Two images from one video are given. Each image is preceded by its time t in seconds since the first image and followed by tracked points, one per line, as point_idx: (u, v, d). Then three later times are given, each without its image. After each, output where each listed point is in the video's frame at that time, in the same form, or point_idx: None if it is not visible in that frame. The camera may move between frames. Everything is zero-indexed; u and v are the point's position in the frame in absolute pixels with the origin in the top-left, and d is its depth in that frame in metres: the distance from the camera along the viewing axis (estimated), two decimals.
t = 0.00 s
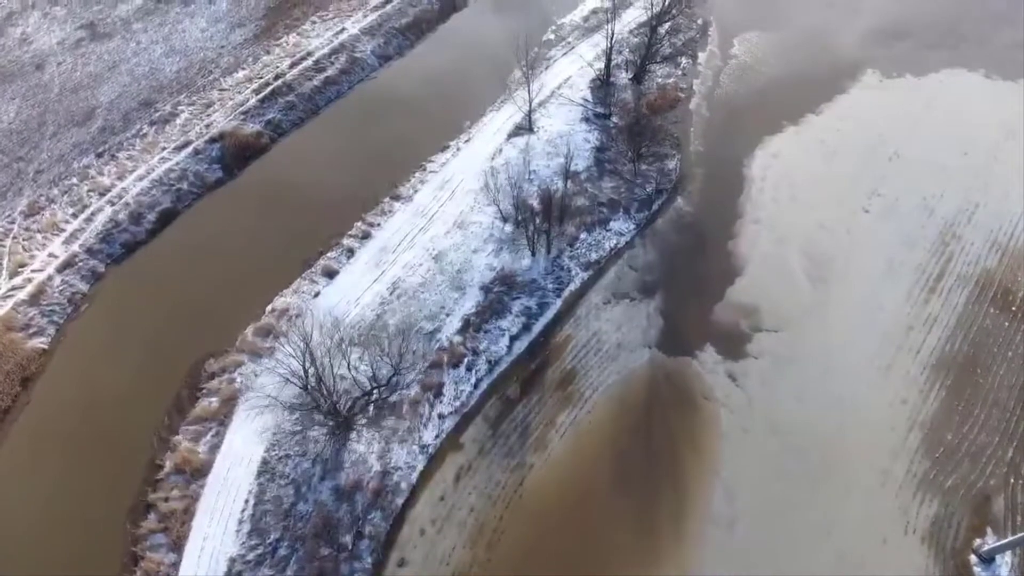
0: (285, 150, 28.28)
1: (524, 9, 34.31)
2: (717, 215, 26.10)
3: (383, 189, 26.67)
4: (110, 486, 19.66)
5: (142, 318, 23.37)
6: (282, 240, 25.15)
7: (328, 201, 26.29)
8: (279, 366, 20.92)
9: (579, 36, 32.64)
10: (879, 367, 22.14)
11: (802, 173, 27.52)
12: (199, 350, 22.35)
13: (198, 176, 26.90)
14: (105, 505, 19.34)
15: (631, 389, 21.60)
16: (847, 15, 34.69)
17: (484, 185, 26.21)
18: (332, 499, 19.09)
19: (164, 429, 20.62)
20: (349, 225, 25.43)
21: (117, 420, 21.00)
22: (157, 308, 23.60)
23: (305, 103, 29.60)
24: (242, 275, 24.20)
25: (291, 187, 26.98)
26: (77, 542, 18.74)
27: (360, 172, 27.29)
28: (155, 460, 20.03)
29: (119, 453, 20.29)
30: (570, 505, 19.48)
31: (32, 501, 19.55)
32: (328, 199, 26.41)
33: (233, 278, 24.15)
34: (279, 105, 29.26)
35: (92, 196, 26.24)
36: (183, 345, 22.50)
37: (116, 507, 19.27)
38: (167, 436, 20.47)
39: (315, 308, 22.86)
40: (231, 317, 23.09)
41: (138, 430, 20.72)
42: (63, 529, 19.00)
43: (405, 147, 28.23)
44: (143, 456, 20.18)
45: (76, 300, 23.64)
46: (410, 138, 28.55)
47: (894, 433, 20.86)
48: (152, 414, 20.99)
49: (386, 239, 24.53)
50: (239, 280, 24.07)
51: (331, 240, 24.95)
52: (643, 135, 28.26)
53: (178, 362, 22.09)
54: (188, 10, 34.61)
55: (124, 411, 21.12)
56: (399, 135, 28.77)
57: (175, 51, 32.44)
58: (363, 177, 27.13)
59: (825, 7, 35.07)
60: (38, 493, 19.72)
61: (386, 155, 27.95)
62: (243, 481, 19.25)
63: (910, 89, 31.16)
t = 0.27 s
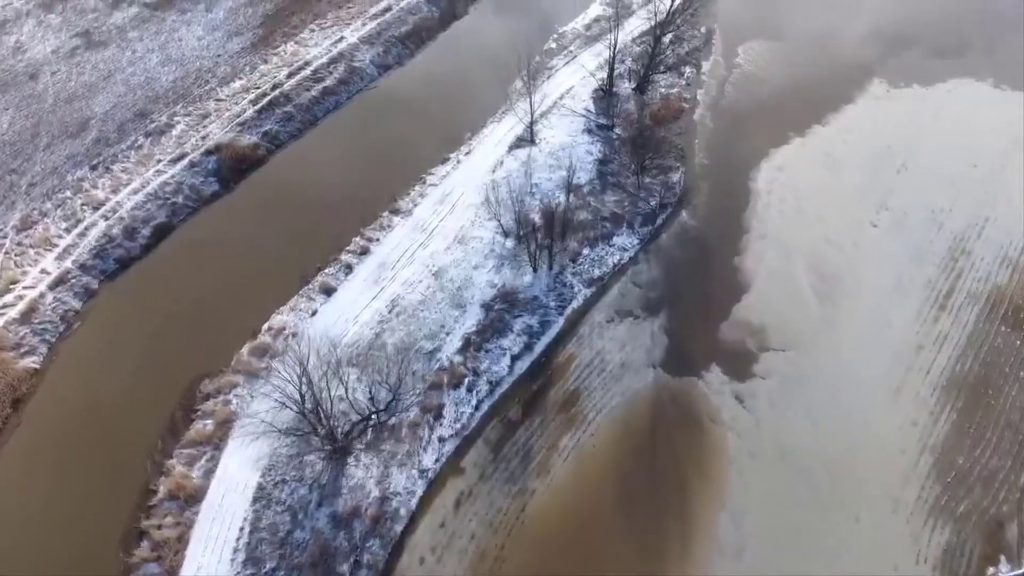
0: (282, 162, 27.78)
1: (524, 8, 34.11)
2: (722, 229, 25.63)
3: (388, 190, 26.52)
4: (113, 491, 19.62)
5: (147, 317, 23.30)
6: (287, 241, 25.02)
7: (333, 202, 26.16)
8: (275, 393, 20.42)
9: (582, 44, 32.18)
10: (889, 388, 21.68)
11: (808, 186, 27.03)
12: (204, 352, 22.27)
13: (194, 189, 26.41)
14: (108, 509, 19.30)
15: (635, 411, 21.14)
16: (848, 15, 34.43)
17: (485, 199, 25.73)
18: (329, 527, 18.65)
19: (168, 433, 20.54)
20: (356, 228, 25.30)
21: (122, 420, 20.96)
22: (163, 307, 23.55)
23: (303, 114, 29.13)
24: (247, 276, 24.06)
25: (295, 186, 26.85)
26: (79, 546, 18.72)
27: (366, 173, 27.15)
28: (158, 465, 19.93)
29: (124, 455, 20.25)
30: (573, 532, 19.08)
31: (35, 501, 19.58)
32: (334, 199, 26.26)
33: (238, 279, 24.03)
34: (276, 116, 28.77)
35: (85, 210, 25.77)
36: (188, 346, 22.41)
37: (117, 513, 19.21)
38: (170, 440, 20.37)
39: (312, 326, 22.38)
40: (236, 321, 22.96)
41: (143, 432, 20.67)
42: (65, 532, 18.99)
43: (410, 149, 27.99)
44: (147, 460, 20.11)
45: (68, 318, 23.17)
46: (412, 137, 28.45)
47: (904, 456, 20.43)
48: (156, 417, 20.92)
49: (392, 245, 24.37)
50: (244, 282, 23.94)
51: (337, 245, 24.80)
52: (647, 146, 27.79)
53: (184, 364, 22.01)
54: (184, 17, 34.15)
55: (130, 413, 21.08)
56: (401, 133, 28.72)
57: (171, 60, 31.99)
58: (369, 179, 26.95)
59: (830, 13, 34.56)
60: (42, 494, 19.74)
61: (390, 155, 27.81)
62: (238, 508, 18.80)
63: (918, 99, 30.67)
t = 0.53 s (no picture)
0: (279, 174, 27.27)
1: (524, 8, 34.06)
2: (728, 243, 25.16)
3: (392, 191, 26.38)
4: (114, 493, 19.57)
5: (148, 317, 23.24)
6: (290, 243, 24.85)
7: (336, 204, 26.01)
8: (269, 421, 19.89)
9: (584, 53, 31.72)
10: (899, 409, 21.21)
11: (815, 198, 26.54)
12: (207, 353, 22.12)
13: (189, 203, 25.94)
14: (109, 511, 19.26)
15: (639, 433, 20.68)
16: (848, 15, 34.22)
17: (485, 213, 25.28)
18: (326, 556, 18.27)
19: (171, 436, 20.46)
20: (360, 231, 25.14)
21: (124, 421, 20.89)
22: (164, 307, 23.44)
23: (301, 125, 28.65)
24: (249, 277, 23.92)
25: (297, 188, 26.68)
26: (79, 549, 18.69)
27: (369, 174, 26.99)
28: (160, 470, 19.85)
29: (124, 457, 20.18)
30: (576, 560, 18.65)
31: (34, 501, 19.58)
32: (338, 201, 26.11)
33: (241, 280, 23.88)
34: (273, 127, 28.31)
35: (79, 224, 25.30)
36: (189, 348, 22.29)
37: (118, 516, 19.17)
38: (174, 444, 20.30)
39: (310, 346, 21.94)
40: (239, 322, 22.83)
41: (145, 434, 20.59)
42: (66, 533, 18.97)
43: (412, 152, 27.73)
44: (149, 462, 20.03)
45: (60, 337, 22.71)
46: (413, 137, 28.37)
47: (915, 480, 19.98)
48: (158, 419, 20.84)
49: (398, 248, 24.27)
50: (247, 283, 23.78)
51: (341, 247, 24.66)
52: (651, 159, 27.35)
53: (185, 366, 21.88)
54: (180, 25, 33.69)
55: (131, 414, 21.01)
56: (402, 133, 28.57)
57: (168, 69, 31.53)
58: (371, 180, 26.78)
59: (836, 20, 34.04)
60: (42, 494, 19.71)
61: (393, 156, 27.65)
62: (233, 535, 18.44)
63: (925, 109, 30.21)
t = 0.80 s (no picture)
0: (277, 185, 26.88)
1: (525, 15, 33.71)
2: (732, 256, 24.76)
3: (393, 190, 26.37)
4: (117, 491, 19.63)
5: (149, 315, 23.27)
6: (292, 242, 24.85)
7: (338, 204, 26.01)
8: (263, 446, 19.53)
9: (585, 61, 31.35)
10: (908, 428, 20.82)
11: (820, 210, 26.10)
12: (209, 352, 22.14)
13: (185, 215, 25.53)
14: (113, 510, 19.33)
15: (643, 454, 20.32)
16: (852, 22, 33.83)
17: (486, 226, 24.88)
18: None
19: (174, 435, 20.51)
20: (363, 230, 25.14)
21: (126, 420, 20.92)
22: (165, 306, 23.47)
23: (299, 135, 28.26)
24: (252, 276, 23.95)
25: (301, 186, 26.70)
26: (81, 548, 18.75)
27: (370, 174, 26.97)
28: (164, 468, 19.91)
29: (127, 455, 20.25)
30: None
31: (36, 501, 19.61)
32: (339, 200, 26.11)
33: (243, 279, 23.90)
34: (271, 137, 27.91)
35: (72, 238, 24.87)
36: (191, 345, 22.34)
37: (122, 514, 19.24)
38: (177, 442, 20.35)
39: (307, 363, 21.56)
40: (242, 321, 22.83)
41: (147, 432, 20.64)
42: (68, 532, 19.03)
43: (412, 155, 27.59)
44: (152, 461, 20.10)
45: (53, 353, 22.30)
46: (413, 136, 28.43)
47: (925, 502, 19.59)
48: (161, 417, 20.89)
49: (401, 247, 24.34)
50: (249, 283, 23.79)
51: (344, 247, 24.69)
52: (653, 170, 27.01)
53: (188, 365, 21.90)
54: (177, 32, 33.32)
55: (133, 412, 21.04)
56: (402, 133, 28.52)
57: (164, 77, 31.14)
58: (372, 180, 26.73)
59: (840, 27, 33.63)
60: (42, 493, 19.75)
61: (394, 157, 27.60)
62: (229, 561, 18.12)
63: (931, 117, 29.80)
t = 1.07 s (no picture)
0: (274, 199, 26.39)
1: (526, 24, 33.27)
2: (734, 270, 24.30)
3: (398, 190, 26.34)
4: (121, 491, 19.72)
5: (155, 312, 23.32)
6: (298, 241, 24.82)
7: (343, 204, 25.95)
8: (256, 476, 19.17)
9: (587, 71, 30.89)
10: (918, 451, 20.43)
11: (827, 224, 25.65)
12: (215, 350, 22.17)
13: (180, 230, 25.06)
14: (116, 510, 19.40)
15: (648, 479, 19.95)
16: (858, 30, 33.34)
17: (487, 242, 24.40)
18: None
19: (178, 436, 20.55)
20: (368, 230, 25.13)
21: (131, 416, 20.97)
22: (171, 303, 23.51)
23: (296, 147, 27.80)
24: (258, 278, 23.88)
25: (308, 188, 26.63)
26: (85, 548, 18.85)
27: (375, 176, 26.92)
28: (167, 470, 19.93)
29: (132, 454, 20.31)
30: None
31: (38, 503, 19.62)
32: (344, 200, 26.09)
33: (248, 279, 23.87)
34: (268, 149, 27.43)
35: (65, 253, 24.39)
36: (195, 348, 22.27)
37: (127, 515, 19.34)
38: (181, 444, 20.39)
39: (304, 385, 21.10)
40: (246, 320, 22.81)
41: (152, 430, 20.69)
42: (72, 530, 19.12)
43: (415, 159, 27.47)
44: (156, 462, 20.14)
45: (45, 373, 21.87)
46: (415, 137, 28.36)
47: (936, 528, 19.23)
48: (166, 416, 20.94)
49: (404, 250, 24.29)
50: (254, 282, 23.79)
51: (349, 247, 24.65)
52: (657, 184, 26.58)
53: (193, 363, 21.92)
54: (173, 41, 32.88)
55: (140, 409, 21.09)
56: (404, 132, 28.54)
57: (159, 87, 30.67)
58: (377, 181, 26.71)
59: (845, 35, 33.14)
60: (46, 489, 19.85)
61: (395, 158, 27.58)
62: None
63: (939, 128, 29.31)
